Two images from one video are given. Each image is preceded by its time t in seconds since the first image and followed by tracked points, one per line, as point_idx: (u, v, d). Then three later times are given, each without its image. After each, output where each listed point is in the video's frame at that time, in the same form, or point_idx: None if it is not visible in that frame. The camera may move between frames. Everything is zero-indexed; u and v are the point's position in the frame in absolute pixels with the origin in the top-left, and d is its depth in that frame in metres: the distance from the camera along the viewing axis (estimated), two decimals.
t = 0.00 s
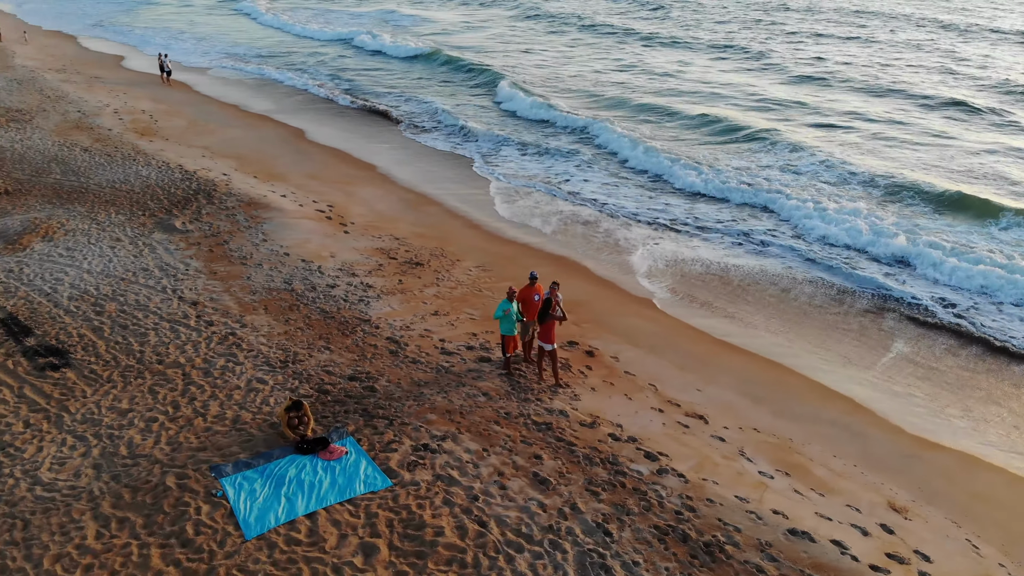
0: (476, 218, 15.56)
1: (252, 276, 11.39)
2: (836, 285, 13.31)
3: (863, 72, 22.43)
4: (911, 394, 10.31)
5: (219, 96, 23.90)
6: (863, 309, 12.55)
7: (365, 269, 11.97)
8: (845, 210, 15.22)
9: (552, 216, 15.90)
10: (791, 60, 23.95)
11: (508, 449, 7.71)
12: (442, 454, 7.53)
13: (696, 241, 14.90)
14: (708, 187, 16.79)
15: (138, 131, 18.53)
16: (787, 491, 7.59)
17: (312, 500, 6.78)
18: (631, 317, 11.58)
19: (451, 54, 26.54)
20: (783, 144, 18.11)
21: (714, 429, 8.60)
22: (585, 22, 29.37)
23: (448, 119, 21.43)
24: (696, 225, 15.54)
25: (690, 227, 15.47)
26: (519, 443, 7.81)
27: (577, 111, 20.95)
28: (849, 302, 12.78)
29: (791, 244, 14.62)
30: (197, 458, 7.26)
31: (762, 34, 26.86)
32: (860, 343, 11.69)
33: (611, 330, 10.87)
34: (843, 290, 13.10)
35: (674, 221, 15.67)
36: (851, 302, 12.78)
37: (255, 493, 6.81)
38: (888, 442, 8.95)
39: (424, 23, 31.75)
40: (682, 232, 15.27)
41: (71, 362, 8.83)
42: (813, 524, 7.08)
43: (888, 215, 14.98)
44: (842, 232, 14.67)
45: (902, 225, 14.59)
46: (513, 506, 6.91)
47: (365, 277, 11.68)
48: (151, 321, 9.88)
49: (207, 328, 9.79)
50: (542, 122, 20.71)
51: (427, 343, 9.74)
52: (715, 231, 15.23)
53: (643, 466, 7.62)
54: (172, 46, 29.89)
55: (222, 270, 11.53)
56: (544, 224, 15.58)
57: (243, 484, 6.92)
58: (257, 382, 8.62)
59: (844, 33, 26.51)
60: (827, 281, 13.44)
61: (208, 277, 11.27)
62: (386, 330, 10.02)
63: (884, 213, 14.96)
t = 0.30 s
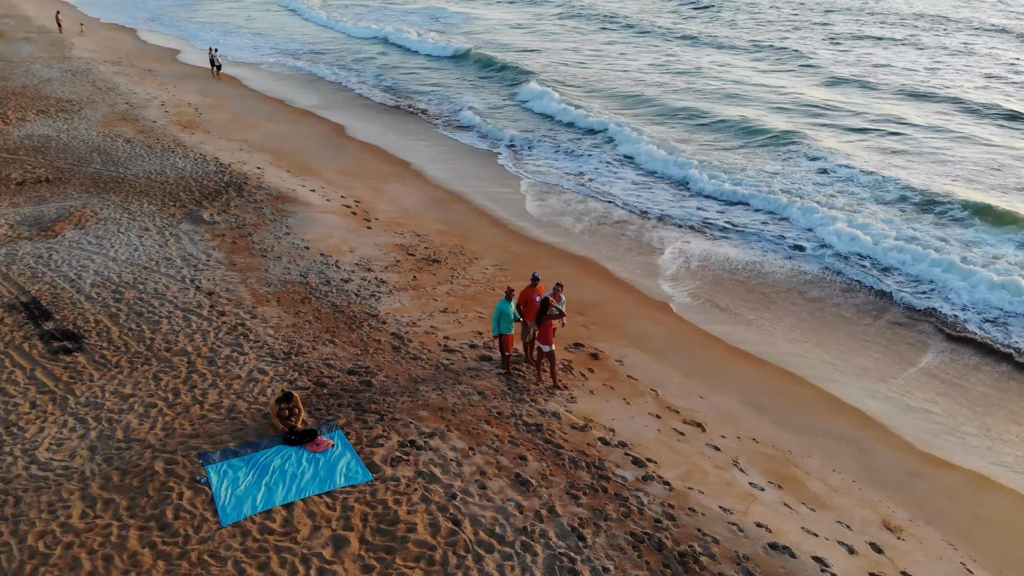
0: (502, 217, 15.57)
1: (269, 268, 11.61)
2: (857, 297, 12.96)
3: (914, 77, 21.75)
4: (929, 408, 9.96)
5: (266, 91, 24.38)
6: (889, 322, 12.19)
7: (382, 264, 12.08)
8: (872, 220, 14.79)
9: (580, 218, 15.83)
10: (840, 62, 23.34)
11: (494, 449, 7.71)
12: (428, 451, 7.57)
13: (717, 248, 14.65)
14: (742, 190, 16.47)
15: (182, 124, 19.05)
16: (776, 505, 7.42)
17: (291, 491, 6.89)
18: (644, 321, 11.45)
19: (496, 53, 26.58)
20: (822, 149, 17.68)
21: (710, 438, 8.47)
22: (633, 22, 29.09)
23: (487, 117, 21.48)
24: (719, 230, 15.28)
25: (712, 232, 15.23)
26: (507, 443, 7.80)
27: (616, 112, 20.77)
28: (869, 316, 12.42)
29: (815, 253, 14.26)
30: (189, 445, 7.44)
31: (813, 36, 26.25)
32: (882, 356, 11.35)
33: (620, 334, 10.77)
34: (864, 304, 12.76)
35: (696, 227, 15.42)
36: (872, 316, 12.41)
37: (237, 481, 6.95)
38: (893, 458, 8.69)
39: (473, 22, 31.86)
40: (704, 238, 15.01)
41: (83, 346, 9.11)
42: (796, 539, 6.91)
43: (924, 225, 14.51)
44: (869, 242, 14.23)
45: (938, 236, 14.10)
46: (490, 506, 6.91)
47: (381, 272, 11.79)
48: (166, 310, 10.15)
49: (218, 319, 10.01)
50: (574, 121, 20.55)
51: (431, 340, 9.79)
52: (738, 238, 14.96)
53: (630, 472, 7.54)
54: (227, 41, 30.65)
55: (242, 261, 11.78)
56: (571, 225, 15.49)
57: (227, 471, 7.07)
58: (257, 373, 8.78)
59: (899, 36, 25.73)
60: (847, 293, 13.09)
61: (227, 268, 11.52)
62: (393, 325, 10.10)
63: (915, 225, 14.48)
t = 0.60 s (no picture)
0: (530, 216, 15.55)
1: (289, 260, 11.82)
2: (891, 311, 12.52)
3: (971, 83, 20.97)
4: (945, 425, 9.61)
5: (314, 86, 24.80)
6: (916, 336, 11.81)
7: (400, 260, 12.18)
8: (916, 230, 14.31)
9: (609, 220, 15.72)
10: (894, 67, 22.65)
11: (481, 449, 7.72)
12: (414, 448, 7.62)
13: (747, 255, 14.35)
14: (777, 194, 16.11)
15: (227, 117, 19.53)
16: (763, 519, 7.27)
17: (273, 481, 7.02)
18: (658, 326, 11.32)
19: (543, 53, 26.56)
20: (864, 156, 17.21)
21: (706, 447, 8.33)
22: (684, 23, 28.72)
23: (528, 117, 21.47)
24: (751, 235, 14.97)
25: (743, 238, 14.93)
26: (494, 443, 7.81)
27: (657, 114, 20.55)
28: (897, 331, 11.97)
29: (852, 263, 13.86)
30: (183, 431, 7.63)
31: (869, 40, 25.53)
32: (904, 369, 10.99)
33: (628, 337, 10.67)
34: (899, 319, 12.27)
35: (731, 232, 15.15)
36: (902, 332, 11.96)
37: (223, 469, 7.11)
38: (897, 476, 8.43)
39: (524, 22, 31.88)
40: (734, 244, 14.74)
41: (100, 332, 9.42)
42: (777, 554, 6.76)
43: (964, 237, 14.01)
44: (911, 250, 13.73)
45: (977, 249, 13.60)
46: (467, 506, 6.93)
47: (398, 267, 11.89)
48: (184, 299, 10.42)
49: (232, 310, 10.25)
50: (612, 120, 20.38)
51: (436, 338, 9.85)
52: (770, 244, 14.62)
53: (615, 478, 7.47)
54: (282, 38, 31.31)
55: (264, 253, 12.02)
56: (599, 226, 15.40)
57: (215, 458, 7.23)
58: (261, 364, 8.96)
59: (960, 40, 24.84)
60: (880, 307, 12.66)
61: (249, 260, 11.77)
62: (401, 322, 10.19)
63: (960, 239, 13.95)
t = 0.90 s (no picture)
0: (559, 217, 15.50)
1: (310, 254, 12.03)
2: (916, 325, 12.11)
3: None
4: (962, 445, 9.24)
5: (363, 82, 25.15)
6: (944, 352, 11.39)
7: (419, 256, 12.28)
8: (949, 242, 13.84)
9: (638, 222, 15.56)
10: (951, 72, 21.86)
11: (469, 448, 7.75)
12: (401, 445, 7.69)
13: (774, 265, 14.00)
14: (815, 198, 15.68)
15: (272, 112, 19.96)
16: (748, 533, 7.12)
17: (258, 470, 7.17)
18: (672, 332, 11.17)
19: (592, 53, 26.41)
20: (909, 165, 16.66)
21: (700, 457, 8.20)
22: (738, 25, 28.23)
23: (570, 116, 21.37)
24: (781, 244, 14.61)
25: (773, 246, 14.58)
26: (482, 444, 7.82)
27: (699, 115, 20.24)
28: (922, 345, 11.57)
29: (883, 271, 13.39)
30: (180, 418, 7.84)
31: (929, 44, 24.69)
32: (928, 385, 10.59)
33: (639, 343, 10.56)
34: (924, 331, 11.90)
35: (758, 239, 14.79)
36: (924, 345, 11.56)
37: (212, 456, 7.29)
38: (900, 497, 8.16)
39: (577, 22, 31.77)
40: (764, 253, 14.39)
41: (117, 319, 9.74)
42: (755, 570, 6.63)
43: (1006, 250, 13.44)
44: (943, 264, 13.28)
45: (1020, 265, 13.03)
46: (445, 505, 6.97)
47: (415, 264, 11.99)
48: (203, 289, 10.70)
49: (247, 301, 10.48)
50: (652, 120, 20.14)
51: (442, 336, 9.90)
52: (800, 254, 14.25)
53: (599, 484, 7.41)
54: (338, 35, 31.83)
55: (286, 247, 12.26)
56: (628, 228, 15.26)
57: (205, 445, 7.42)
58: (266, 355, 9.15)
59: None
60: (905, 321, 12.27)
61: (271, 253, 12.02)
62: (409, 318, 10.28)
63: (1003, 252, 13.36)
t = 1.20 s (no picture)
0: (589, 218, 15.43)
1: (332, 248, 12.22)
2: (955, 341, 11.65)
3: None
4: (976, 467, 8.89)
5: (412, 80, 25.39)
6: (972, 369, 10.96)
7: (439, 253, 12.36)
8: (999, 254, 13.26)
9: (670, 225, 15.38)
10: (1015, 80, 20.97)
11: (457, 446, 7.79)
12: (391, 440, 7.78)
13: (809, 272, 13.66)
14: (854, 205, 15.25)
15: (318, 107, 20.33)
16: (730, 546, 7.00)
17: (247, 459, 7.33)
18: (687, 338, 11.01)
19: (641, 54, 26.15)
20: (956, 175, 16.08)
21: (694, 466, 8.09)
22: (795, 27, 27.58)
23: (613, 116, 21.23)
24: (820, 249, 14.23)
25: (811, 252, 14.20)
26: (471, 442, 7.86)
27: (743, 117, 19.86)
28: (950, 364, 11.16)
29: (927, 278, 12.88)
30: (181, 404, 8.07)
31: (994, 50, 23.73)
32: (950, 402, 10.22)
33: (650, 349, 10.46)
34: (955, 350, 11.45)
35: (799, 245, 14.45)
36: (954, 365, 11.13)
37: (204, 443, 7.48)
38: (901, 517, 7.90)
39: (631, 22, 31.48)
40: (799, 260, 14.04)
41: (138, 305, 10.07)
42: None
43: None
44: (989, 278, 12.76)
45: None
46: (424, 501, 7.03)
47: (434, 261, 12.08)
48: (224, 279, 10.98)
49: (265, 292, 10.71)
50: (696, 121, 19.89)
51: (450, 333, 9.96)
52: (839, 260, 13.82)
53: (582, 488, 7.38)
54: (393, 32, 32.20)
55: (311, 240, 12.49)
56: (658, 231, 15.10)
57: (200, 432, 7.61)
58: (274, 346, 9.35)
59: None
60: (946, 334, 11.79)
61: (295, 245, 12.26)
62: (420, 315, 10.36)
63: None
